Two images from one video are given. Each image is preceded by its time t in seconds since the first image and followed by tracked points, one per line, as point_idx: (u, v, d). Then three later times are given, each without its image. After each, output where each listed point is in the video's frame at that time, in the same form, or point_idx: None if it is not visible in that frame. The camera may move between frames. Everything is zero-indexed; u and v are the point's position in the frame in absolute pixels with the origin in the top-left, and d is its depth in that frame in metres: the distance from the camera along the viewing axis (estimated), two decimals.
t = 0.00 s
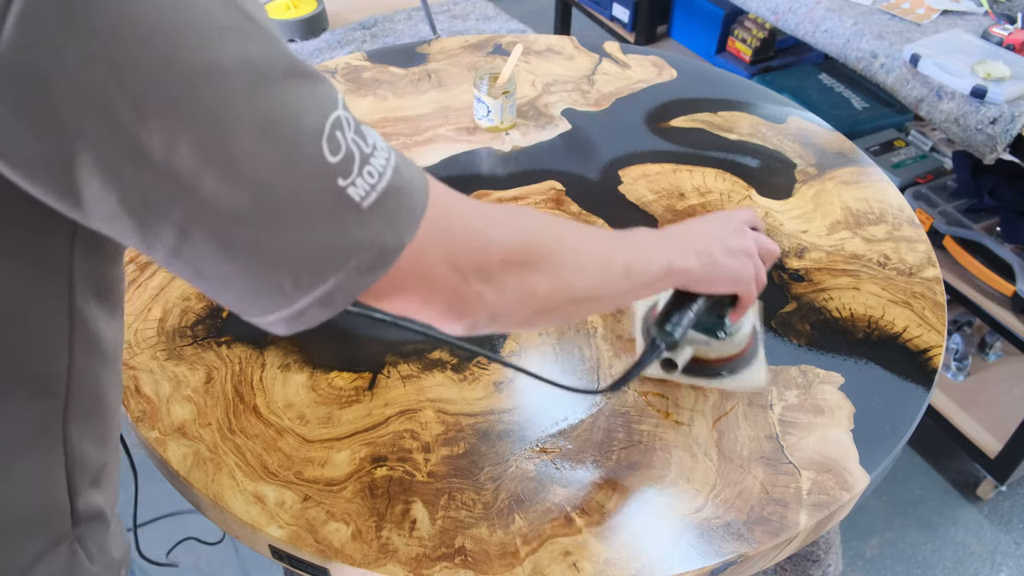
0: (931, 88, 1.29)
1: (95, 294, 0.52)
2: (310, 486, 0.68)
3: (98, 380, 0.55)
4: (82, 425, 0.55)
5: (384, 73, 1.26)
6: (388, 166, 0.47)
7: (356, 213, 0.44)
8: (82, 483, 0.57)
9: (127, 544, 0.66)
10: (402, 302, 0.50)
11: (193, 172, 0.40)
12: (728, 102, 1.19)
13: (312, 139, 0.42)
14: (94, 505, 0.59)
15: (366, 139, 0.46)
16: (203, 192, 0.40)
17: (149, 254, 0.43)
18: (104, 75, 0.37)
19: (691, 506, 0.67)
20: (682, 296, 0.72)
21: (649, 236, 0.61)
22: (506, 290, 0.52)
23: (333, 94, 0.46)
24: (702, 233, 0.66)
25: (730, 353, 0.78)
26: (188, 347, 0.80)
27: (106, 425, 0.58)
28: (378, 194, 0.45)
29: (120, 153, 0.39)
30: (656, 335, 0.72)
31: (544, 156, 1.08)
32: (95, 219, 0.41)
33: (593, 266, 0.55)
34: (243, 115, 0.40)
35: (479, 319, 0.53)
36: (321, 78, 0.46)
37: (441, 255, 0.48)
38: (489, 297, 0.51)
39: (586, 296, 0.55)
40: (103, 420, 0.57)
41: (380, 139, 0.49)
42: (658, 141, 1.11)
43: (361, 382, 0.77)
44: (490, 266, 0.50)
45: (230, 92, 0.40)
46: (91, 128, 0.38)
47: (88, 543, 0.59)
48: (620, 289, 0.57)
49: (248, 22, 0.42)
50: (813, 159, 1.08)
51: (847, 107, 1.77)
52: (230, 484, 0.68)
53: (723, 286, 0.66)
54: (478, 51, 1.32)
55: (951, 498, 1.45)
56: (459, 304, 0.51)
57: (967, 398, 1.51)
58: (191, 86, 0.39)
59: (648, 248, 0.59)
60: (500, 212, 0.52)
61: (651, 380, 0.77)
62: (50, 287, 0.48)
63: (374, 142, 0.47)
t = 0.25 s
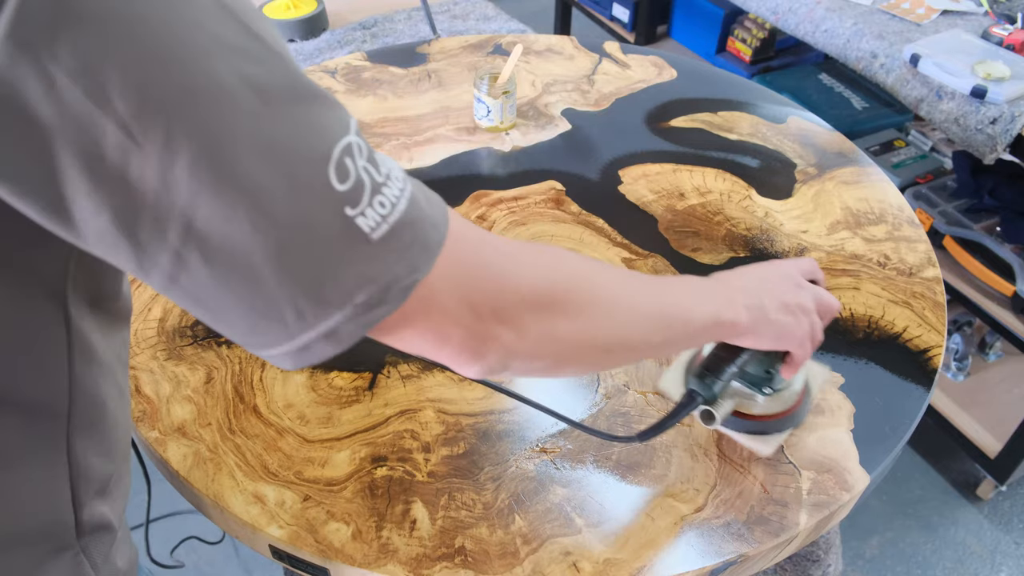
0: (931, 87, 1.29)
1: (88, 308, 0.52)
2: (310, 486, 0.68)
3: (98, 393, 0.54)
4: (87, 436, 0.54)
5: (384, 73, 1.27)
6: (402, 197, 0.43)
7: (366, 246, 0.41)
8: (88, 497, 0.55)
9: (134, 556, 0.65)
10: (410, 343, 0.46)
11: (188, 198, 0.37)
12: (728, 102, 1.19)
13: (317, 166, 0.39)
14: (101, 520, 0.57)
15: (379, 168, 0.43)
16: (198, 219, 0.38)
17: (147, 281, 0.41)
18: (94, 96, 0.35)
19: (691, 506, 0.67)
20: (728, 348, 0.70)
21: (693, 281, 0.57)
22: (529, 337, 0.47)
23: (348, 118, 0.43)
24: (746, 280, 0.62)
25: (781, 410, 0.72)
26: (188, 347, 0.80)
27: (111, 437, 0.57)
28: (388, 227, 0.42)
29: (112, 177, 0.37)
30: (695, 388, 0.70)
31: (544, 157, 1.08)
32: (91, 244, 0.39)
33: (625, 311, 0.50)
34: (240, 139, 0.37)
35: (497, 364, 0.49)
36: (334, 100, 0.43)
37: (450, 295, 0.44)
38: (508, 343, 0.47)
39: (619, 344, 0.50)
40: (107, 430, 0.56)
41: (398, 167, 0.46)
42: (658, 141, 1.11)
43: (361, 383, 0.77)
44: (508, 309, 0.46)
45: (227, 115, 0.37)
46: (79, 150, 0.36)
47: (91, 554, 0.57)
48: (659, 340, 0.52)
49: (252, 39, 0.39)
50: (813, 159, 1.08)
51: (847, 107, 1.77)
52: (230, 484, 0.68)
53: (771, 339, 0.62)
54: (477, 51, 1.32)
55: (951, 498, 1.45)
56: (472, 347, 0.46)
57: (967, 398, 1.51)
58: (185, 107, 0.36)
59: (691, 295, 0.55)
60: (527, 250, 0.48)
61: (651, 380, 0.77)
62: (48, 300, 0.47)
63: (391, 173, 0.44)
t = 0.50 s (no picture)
0: (931, 88, 1.29)
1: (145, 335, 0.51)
2: (310, 486, 0.68)
3: (138, 412, 0.53)
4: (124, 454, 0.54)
5: (384, 73, 1.27)
6: (483, 212, 0.42)
7: (452, 264, 0.40)
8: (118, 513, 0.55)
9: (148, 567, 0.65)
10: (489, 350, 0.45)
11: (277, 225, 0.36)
12: (728, 102, 1.19)
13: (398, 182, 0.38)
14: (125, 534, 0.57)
15: (459, 184, 0.41)
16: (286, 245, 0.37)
17: (236, 310, 0.39)
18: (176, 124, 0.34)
19: (691, 505, 0.67)
20: (795, 353, 0.68)
21: (763, 291, 0.56)
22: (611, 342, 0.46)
23: (423, 133, 0.41)
24: (817, 288, 0.61)
25: (841, 416, 0.73)
26: (188, 347, 0.80)
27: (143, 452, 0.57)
28: (473, 243, 0.40)
29: (199, 207, 0.35)
30: (764, 392, 0.68)
31: (544, 157, 1.08)
32: (177, 277, 0.38)
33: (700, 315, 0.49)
34: (321, 160, 0.36)
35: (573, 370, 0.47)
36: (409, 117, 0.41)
37: (536, 300, 0.43)
38: (589, 348, 0.46)
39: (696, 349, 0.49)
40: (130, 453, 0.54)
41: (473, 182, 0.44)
42: (659, 141, 1.11)
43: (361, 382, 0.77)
44: (591, 313, 0.45)
45: (308, 136, 0.36)
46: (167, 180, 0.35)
47: None
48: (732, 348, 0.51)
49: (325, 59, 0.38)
50: (813, 159, 1.08)
51: (846, 107, 1.77)
52: (230, 484, 0.68)
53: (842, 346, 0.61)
54: (477, 51, 1.32)
55: (951, 498, 1.45)
56: (553, 352, 0.45)
57: (967, 398, 1.51)
58: (269, 136, 0.35)
59: (761, 304, 0.54)
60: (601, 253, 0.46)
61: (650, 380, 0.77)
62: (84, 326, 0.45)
63: (470, 187, 0.42)
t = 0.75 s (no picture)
0: (931, 87, 1.29)
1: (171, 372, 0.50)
2: (310, 486, 0.68)
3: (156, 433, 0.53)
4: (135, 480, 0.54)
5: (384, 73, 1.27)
6: (533, 236, 0.42)
7: (505, 288, 0.40)
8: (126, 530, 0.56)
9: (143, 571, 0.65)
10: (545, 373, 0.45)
11: (330, 254, 0.36)
12: (728, 102, 1.19)
13: (455, 209, 0.39)
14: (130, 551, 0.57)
15: (508, 208, 0.42)
16: (340, 278, 0.37)
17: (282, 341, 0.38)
18: (234, 153, 0.34)
19: (691, 506, 0.67)
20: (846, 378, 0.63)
21: (812, 315, 0.56)
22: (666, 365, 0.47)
23: (472, 162, 0.43)
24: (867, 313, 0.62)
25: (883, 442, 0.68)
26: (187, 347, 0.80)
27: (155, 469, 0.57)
28: (523, 266, 0.41)
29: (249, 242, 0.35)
30: (814, 422, 0.64)
31: (544, 157, 1.08)
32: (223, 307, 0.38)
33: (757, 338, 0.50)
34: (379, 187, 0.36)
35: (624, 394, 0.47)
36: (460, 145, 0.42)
37: (591, 325, 0.44)
38: (642, 371, 0.46)
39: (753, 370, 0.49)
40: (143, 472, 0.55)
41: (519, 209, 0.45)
42: (658, 141, 1.11)
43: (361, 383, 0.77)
44: (649, 334, 0.45)
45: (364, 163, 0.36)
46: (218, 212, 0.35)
47: None
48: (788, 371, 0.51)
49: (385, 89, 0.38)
50: (813, 159, 1.08)
51: (846, 107, 1.77)
52: (231, 484, 0.68)
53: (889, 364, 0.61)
54: (477, 51, 1.32)
55: (951, 498, 1.45)
56: (603, 375, 0.45)
57: (967, 398, 1.51)
58: (324, 164, 0.35)
59: (814, 328, 0.54)
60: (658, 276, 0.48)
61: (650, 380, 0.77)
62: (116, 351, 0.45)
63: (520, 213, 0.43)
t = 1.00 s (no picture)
0: (931, 87, 1.30)
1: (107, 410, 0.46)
2: (310, 486, 0.68)
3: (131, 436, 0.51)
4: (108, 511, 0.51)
5: (384, 73, 1.27)
6: (441, 271, 0.39)
7: (396, 326, 0.37)
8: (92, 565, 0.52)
9: None
10: (440, 423, 0.43)
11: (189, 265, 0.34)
12: (728, 102, 1.19)
13: (332, 242, 0.36)
14: None
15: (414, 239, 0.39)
16: (212, 301, 0.35)
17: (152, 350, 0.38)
18: (94, 159, 0.32)
19: (691, 506, 0.67)
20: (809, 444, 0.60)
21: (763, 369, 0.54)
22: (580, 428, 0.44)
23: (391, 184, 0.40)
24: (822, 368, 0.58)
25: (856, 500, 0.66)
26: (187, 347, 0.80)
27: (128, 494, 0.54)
28: (422, 305, 0.38)
29: (102, 249, 0.34)
30: (777, 492, 0.61)
31: (544, 157, 1.08)
32: (94, 313, 0.37)
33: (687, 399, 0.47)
34: (245, 199, 0.34)
35: (537, 453, 0.45)
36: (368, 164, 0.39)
37: (497, 379, 0.41)
38: (555, 430, 0.44)
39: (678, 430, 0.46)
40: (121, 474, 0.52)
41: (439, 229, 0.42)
42: (659, 141, 1.11)
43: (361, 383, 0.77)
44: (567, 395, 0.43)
45: (230, 170, 0.33)
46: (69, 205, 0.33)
47: None
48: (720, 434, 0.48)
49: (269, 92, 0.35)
50: (813, 159, 1.08)
51: (846, 107, 1.77)
52: (230, 484, 0.68)
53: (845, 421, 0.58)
54: (477, 51, 1.32)
55: (951, 498, 1.45)
56: (511, 432, 0.43)
57: (967, 398, 1.51)
58: (199, 180, 0.33)
59: (759, 385, 0.51)
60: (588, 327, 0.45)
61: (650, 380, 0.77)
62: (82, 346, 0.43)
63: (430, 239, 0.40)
